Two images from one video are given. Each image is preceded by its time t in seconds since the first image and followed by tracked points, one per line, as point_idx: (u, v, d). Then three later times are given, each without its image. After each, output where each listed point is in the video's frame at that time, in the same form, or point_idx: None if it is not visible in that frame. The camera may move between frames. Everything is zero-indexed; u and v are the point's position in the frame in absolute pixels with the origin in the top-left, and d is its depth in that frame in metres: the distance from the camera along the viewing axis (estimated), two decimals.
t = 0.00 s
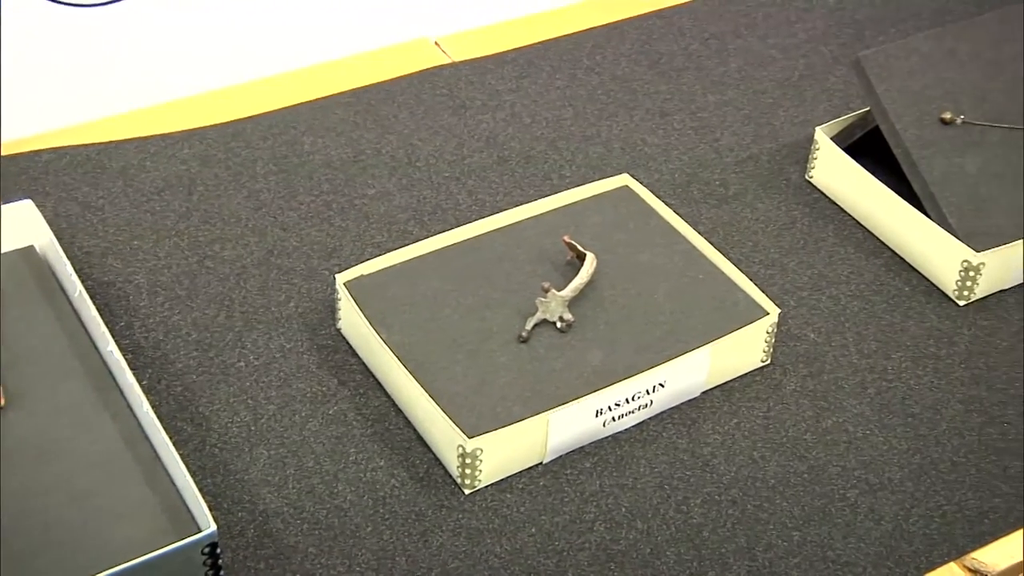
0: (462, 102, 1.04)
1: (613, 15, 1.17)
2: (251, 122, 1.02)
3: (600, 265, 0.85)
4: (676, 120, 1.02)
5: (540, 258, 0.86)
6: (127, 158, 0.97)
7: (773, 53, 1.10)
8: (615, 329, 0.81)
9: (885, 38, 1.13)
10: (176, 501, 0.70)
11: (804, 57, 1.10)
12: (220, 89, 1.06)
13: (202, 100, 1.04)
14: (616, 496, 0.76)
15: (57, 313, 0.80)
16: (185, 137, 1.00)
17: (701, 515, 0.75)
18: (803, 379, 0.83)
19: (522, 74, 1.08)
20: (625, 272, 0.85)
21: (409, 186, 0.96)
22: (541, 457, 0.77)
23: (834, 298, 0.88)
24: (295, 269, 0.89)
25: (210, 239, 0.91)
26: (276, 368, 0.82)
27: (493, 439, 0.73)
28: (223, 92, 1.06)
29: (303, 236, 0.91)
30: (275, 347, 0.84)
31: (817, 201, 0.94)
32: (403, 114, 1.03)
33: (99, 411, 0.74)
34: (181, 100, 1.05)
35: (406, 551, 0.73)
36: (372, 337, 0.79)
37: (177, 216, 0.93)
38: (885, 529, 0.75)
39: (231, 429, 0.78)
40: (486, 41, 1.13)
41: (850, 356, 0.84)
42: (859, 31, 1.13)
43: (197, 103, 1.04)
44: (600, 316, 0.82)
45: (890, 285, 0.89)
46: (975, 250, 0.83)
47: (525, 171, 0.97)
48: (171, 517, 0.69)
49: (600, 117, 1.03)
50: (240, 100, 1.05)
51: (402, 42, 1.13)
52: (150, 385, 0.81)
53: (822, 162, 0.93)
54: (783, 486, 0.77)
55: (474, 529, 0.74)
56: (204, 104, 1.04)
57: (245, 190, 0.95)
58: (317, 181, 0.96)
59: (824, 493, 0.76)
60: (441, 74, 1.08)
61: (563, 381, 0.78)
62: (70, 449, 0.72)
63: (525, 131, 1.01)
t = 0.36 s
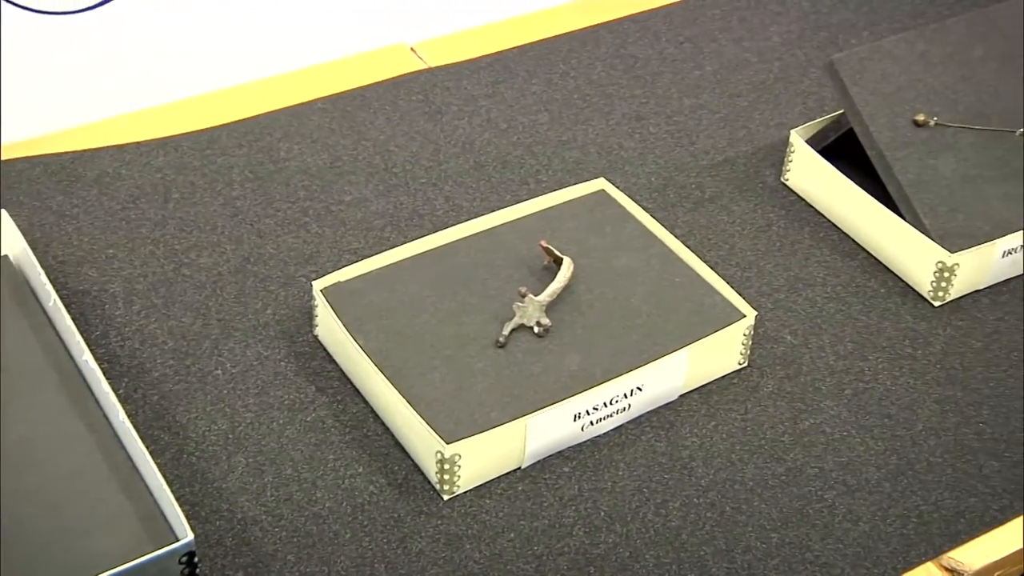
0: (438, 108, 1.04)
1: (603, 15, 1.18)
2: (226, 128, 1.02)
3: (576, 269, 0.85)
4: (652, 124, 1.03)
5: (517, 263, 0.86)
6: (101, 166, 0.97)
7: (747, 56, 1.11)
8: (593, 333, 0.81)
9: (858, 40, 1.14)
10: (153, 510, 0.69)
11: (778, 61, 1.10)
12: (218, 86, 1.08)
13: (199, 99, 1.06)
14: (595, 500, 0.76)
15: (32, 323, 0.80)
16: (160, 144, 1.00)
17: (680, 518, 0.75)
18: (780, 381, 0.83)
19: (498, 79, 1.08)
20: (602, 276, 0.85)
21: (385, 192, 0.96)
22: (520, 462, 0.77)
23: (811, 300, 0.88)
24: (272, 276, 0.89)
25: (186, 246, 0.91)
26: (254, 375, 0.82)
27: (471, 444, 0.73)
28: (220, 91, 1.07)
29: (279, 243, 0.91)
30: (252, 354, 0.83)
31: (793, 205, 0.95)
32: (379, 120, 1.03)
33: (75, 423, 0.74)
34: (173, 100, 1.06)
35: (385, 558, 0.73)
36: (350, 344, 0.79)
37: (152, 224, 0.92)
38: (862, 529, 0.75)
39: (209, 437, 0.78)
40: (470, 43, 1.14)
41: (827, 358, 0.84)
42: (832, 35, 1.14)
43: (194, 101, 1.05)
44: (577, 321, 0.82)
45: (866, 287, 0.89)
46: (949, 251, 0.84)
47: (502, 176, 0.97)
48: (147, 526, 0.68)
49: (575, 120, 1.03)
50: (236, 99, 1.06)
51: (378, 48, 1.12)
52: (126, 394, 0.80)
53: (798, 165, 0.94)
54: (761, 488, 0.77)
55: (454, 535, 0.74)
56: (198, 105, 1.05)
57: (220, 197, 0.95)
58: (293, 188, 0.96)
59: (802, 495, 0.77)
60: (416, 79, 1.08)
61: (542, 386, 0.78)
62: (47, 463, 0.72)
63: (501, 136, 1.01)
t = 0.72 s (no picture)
0: (413, 112, 1.04)
1: (590, 15, 1.18)
2: (201, 134, 1.01)
3: (552, 272, 0.85)
4: (627, 126, 1.03)
5: (494, 267, 0.86)
6: (75, 173, 0.97)
7: (721, 58, 1.11)
8: (569, 336, 0.81)
9: (832, 41, 1.14)
10: (129, 519, 0.69)
11: (752, 63, 1.11)
12: (223, 83, 1.08)
13: (200, 98, 1.06)
14: (573, 503, 0.76)
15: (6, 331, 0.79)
16: (134, 151, 0.99)
17: (658, 520, 0.75)
18: (756, 382, 0.83)
19: (472, 82, 1.08)
20: (578, 278, 0.85)
21: (361, 197, 0.96)
22: (498, 466, 0.77)
23: (786, 301, 0.88)
24: (247, 281, 0.88)
25: (161, 253, 0.90)
26: (230, 382, 0.82)
27: (449, 448, 0.73)
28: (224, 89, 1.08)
29: (255, 249, 0.91)
30: (228, 360, 0.83)
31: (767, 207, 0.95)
32: (355, 125, 1.03)
33: (51, 432, 0.74)
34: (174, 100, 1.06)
35: (363, 563, 0.72)
36: (326, 349, 0.79)
37: (127, 231, 0.92)
38: (839, 529, 0.75)
39: (185, 445, 0.78)
40: (444, 48, 1.13)
41: (803, 358, 0.85)
42: (806, 37, 1.15)
43: (193, 100, 1.05)
44: (553, 324, 0.82)
45: (841, 287, 0.89)
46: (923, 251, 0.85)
47: (477, 180, 0.97)
48: (123, 535, 0.68)
49: (550, 123, 1.03)
50: (239, 97, 1.06)
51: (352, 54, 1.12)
52: (102, 402, 0.80)
53: (773, 166, 0.94)
54: (738, 489, 0.77)
55: (432, 539, 0.74)
56: (199, 104, 1.05)
57: (195, 204, 0.95)
58: (268, 193, 0.96)
59: (780, 495, 0.77)
60: (391, 84, 1.08)
61: (519, 389, 0.77)
62: (26, 473, 0.73)
63: (476, 139, 1.02)
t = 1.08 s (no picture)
0: (391, 116, 1.04)
1: (573, 15, 1.19)
2: (178, 139, 1.01)
3: (531, 275, 0.86)
4: (605, 128, 1.03)
5: (473, 270, 0.86)
6: (52, 179, 0.96)
7: (699, 59, 1.12)
8: (548, 338, 0.81)
9: (808, 42, 1.15)
10: (107, 528, 0.69)
11: (729, 64, 1.11)
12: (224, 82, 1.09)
13: (201, 99, 1.07)
14: (553, 506, 0.76)
15: None
16: (110, 157, 0.99)
17: (639, 521, 0.75)
18: (736, 382, 0.83)
19: (450, 86, 1.08)
20: (557, 280, 0.85)
21: (340, 201, 0.95)
22: (478, 469, 0.77)
23: (765, 301, 0.89)
24: (226, 286, 0.88)
25: (138, 259, 0.90)
26: (209, 388, 0.81)
27: (429, 451, 0.73)
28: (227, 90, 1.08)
29: (233, 254, 0.91)
30: (206, 366, 0.83)
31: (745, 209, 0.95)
32: (333, 129, 1.03)
33: (28, 440, 0.74)
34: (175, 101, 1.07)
35: (344, 568, 0.72)
36: (305, 353, 0.79)
37: (104, 236, 0.92)
38: (819, 528, 0.75)
39: (164, 451, 0.77)
40: (422, 49, 1.13)
41: (782, 358, 0.85)
42: (782, 38, 1.15)
43: (193, 101, 1.06)
44: (532, 326, 0.82)
45: (819, 287, 0.90)
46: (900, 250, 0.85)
47: (456, 183, 0.97)
48: (102, 544, 0.68)
49: (528, 125, 1.03)
50: (240, 96, 1.07)
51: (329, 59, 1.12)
52: (79, 410, 0.80)
53: (751, 167, 0.94)
54: (718, 490, 0.77)
55: (413, 543, 0.74)
56: (200, 104, 1.06)
57: (172, 209, 0.94)
58: (246, 198, 0.96)
59: (760, 495, 0.77)
60: (369, 87, 1.08)
61: (498, 392, 0.77)
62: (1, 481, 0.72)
63: (454, 142, 1.02)
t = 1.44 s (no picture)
0: (368, 121, 1.04)
1: (559, 16, 1.19)
2: (155, 146, 1.01)
3: (510, 279, 0.86)
4: (583, 132, 1.03)
5: (451, 275, 0.86)
6: (27, 187, 0.96)
7: (676, 63, 1.12)
8: (527, 342, 0.81)
9: (784, 46, 1.15)
10: (85, 538, 0.68)
11: (706, 67, 1.11)
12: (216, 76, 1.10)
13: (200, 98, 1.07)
14: (533, 510, 0.76)
15: None
16: (86, 165, 0.99)
17: (619, 524, 0.75)
18: (714, 385, 0.84)
19: (428, 90, 1.08)
20: (536, 284, 0.85)
21: (317, 207, 0.95)
22: (457, 474, 0.77)
23: (743, 303, 0.89)
24: (204, 293, 0.88)
25: (115, 266, 0.90)
26: (187, 395, 0.81)
27: (408, 457, 0.73)
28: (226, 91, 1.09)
29: (211, 261, 0.91)
30: (184, 373, 0.83)
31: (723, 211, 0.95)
32: (310, 135, 1.03)
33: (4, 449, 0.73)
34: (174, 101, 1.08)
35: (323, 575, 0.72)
36: (283, 359, 0.79)
37: (81, 244, 0.91)
38: (798, 529, 0.76)
39: (142, 459, 0.77)
40: (401, 54, 1.14)
41: (760, 360, 0.85)
42: (758, 41, 1.16)
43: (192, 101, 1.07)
44: (511, 331, 0.82)
45: (797, 289, 0.90)
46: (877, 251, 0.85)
47: (434, 188, 0.97)
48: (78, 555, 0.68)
49: (504, 129, 1.03)
50: (240, 96, 1.08)
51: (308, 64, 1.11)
52: (56, 419, 0.79)
53: (728, 169, 0.95)
54: (698, 492, 0.77)
55: (392, 549, 0.74)
56: (198, 104, 1.07)
57: (149, 217, 0.94)
58: (224, 205, 0.95)
59: (739, 497, 0.77)
60: (346, 93, 1.08)
61: (477, 396, 0.77)
62: None
63: (432, 147, 1.02)
